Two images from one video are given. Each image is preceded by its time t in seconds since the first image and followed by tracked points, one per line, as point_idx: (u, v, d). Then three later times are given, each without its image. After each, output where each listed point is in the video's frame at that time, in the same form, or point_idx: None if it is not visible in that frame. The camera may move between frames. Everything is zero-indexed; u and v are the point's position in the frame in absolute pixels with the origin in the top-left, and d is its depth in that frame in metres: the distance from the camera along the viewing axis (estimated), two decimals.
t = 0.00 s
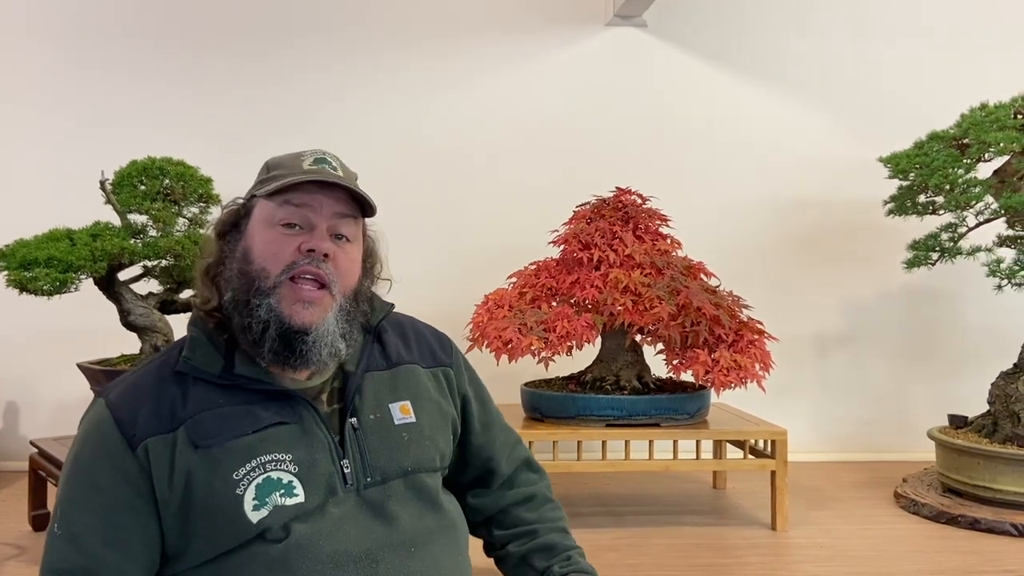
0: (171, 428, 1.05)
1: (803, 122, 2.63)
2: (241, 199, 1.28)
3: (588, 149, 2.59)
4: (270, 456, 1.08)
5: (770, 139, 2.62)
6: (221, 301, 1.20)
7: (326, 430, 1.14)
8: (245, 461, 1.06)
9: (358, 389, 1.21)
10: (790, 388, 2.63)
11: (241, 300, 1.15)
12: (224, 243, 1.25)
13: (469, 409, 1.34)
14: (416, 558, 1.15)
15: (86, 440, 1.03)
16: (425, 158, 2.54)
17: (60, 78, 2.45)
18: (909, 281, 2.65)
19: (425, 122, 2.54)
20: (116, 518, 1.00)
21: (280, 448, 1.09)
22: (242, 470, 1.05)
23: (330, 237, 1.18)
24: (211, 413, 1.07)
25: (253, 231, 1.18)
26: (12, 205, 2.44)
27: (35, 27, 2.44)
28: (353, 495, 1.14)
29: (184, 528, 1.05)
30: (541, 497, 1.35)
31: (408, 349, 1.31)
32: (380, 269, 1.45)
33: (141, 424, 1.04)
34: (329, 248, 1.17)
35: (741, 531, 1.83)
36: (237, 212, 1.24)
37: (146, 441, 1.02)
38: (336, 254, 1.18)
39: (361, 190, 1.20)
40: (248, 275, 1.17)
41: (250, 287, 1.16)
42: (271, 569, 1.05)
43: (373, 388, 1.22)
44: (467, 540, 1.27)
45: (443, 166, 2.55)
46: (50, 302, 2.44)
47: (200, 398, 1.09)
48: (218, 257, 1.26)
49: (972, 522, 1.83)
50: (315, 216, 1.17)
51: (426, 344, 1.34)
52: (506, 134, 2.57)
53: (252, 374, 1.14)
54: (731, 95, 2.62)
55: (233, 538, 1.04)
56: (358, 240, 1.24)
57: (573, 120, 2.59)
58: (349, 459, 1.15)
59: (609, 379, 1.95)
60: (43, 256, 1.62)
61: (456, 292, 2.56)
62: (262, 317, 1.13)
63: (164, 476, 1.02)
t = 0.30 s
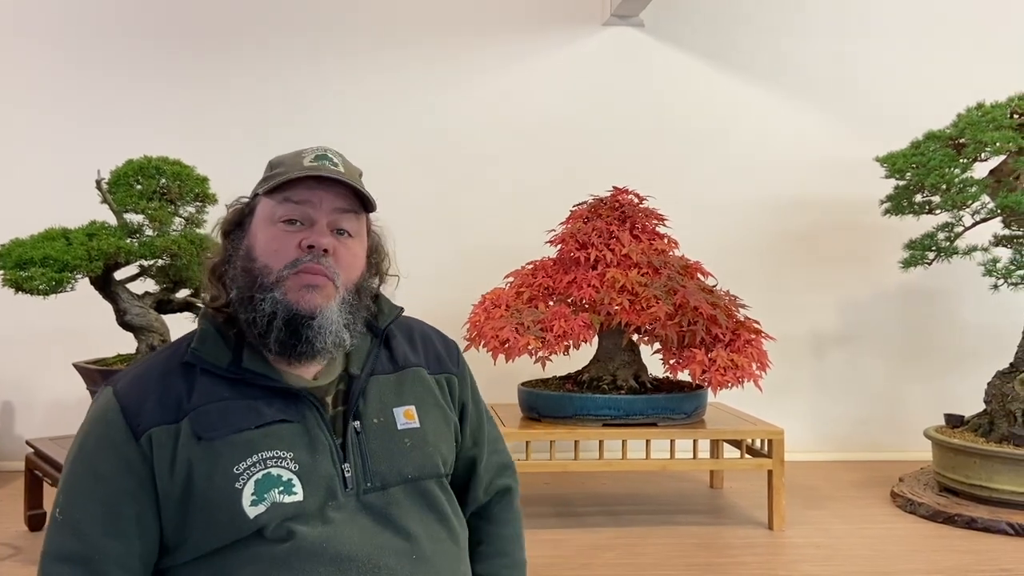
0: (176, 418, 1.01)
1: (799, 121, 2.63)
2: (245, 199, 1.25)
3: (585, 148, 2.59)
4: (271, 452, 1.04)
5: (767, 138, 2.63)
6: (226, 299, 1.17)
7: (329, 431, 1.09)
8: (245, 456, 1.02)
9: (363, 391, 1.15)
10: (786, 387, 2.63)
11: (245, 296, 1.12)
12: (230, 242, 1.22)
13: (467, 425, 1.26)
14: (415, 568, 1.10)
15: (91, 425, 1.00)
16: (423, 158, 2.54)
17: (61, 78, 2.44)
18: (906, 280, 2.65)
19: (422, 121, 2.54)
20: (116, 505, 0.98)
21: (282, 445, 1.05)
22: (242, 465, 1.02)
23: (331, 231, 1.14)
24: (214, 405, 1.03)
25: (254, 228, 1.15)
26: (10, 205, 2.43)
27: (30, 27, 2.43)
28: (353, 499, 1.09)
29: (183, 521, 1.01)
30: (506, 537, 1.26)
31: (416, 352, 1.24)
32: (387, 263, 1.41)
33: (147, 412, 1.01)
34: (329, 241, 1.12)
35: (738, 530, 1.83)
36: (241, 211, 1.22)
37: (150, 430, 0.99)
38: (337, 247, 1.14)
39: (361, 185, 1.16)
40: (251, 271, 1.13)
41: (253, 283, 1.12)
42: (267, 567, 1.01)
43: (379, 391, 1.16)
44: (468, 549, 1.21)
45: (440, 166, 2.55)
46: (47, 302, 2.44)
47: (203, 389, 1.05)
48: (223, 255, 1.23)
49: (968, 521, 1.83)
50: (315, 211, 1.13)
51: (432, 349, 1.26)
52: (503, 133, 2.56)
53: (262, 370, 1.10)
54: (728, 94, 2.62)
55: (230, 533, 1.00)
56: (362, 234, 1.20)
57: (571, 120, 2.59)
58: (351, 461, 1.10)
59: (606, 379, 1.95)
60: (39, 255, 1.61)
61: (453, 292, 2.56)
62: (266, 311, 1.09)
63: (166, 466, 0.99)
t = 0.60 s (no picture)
0: (174, 415, 1.01)
1: (796, 121, 2.63)
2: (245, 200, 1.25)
3: (582, 148, 2.59)
4: (267, 454, 1.03)
5: (765, 138, 2.63)
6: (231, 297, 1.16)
7: (326, 437, 1.09)
8: (241, 457, 1.02)
9: (362, 396, 1.14)
10: (782, 388, 2.63)
11: (252, 292, 1.11)
12: (231, 243, 1.21)
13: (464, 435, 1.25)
14: None
15: (90, 419, 1.00)
16: (420, 158, 2.54)
17: (61, 77, 2.44)
18: (902, 280, 2.65)
19: (419, 121, 2.54)
20: (113, 499, 0.97)
21: (279, 448, 1.04)
22: (238, 466, 1.01)
23: (337, 225, 1.15)
24: (213, 404, 1.03)
25: (259, 225, 1.15)
26: (9, 205, 2.43)
27: (25, 26, 2.42)
28: (346, 506, 1.08)
29: (177, 520, 1.01)
30: (512, 541, 1.26)
31: (416, 358, 1.24)
32: (384, 260, 1.40)
33: (146, 408, 1.00)
34: (337, 233, 1.12)
35: (735, 530, 1.83)
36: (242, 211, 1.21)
37: (149, 426, 0.99)
38: (343, 240, 1.14)
39: (366, 177, 1.17)
40: (257, 267, 1.13)
41: (260, 279, 1.12)
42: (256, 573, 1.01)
43: (377, 397, 1.15)
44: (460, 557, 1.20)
45: (437, 166, 2.54)
46: (42, 302, 2.43)
47: (202, 387, 1.05)
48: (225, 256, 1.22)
49: (964, 521, 1.83)
50: (321, 204, 1.14)
51: (433, 357, 1.26)
52: (501, 133, 2.56)
53: (261, 369, 1.09)
54: (724, 94, 2.62)
55: (222, 534, 1.00)
56: (365, 228, 1.21)
57: (567, 120, 2.59)
58: (345, 467, 1.09)
59: (602, 379, 1.95)
60: (34, 255, 1.61)
61: (450, 291, 2.55)
62: (275, 305, 1.09)
63: (163, 462, 0.99)
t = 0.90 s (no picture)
0: (172, 417, 1.01)
1: (793, 122, 2.64)
2: (236, 197, 1.11)
3: (580, 149, 2.60)
4: (268, 452, 1.03)
5: (762, 139, 2.63)
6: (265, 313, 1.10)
7: (326, 431, 1.09)
8: (242, 456, 1.01)
9: (361, 393, 1.14)
10: (780, 388, 2.64)
11: (313, 312, 1.08)
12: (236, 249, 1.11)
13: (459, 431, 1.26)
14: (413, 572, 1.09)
15: (85, 424, 1.00)
16: (418, 159, 2.54)
17: (60, 77, 2.43)
18: (899, 280, 2.66)
19: (417, 122, 2.54)
20: (111, 505, 0.98)
21: (279, 446, 1.04)
22: (239, 465, 1.01)
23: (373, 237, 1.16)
24: (211, 404, 1.03)
25: (303, 239, 1.09)
26: (8, 205, 2.43)
27: (22, 26, 2.42)
28: (350, 499, 1.08)
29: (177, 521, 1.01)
30: (516, 530, 1.26)
31: (410, 354, 1.24)
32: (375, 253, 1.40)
33: (143, 410, 1.00)
34: (385, 248, 1.15)
35: (732, 530, 1.83)
36: (257, 217, 1.09)
37: (146, 429, 0.99)
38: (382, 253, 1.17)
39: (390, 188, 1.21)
40: (310, 285, 1.08)
41: (319, 299, 1.08)
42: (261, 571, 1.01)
43: (375, 393, 1.15)
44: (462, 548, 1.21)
45: (435, 167, 2.55)
46: (39, 302, 2.43)
47: (199, 387, 1.04)
48: (234, 262, 1.13)
49: (960, 521, 1.84)
50: (363, 218, 1.13)
51: (427, 353, 1.27)
52: (498, 134, 2.56)
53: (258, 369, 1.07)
54: (722, 95, 2.62)
55: (226, 534, 1.00)
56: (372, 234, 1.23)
57: (565, 121, 2.59)
58: (348, 462, 1.09)
59: (600, 379, 1.95)
60: (31, 256, 1.61)
61: (448, 292, 2.56)
62: (348, 326, 1.08)
63: (162, 465, 0.99)
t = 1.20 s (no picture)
0: (180, 419, 1.01)
1: (789, 122, 2.64)
2: (246, 198, 1.11)
3: (577, 149, 2.60)
4: (280, 451, 1.03)
5: (760, 139, 2.64)
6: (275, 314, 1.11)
7: (333, 428, 1.09)
8: (253, 456, 1.01)
9: (364, 393, 1.16)
10: (776, 388, 2.64)
11: (325, 315, 1.10)
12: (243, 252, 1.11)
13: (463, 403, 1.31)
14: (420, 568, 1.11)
15: (89, 426, 0.98)
16: (415, 158, 2.54)
17: (60, 77, 2.43)
18: (895, 280, 2.66)
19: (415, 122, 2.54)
20: (119, 509, 0.96)
21: (289, 444, 1.04)
22: (251, 465, 1.01)
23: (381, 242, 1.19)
24: (219, 404, 1.03)
25: (316, 245, 1.11)
26: (7, 205, 2.42)
27: (18, 26, 2.41)
28: (358, 494, 1.08)
29: (185, 523, 1.00)
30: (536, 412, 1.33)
31: (407, 352, 1.27)
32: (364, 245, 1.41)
33: (151, 411, 1.00)
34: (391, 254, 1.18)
35: (730, 530, 1.83)
36: (271, 219, 1.10)
37: (155, 430, 0.98)
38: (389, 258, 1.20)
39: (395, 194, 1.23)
40: (323, 288, 1.10)
41: (331, 302, 1.10)
42: (273, 569, 1.00)
43: (378, 392, 1.18)
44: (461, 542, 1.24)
45: (432, 167, 2.54)
46: (36, 302, 2.42)
47: (208, 387, 1.04)
48: (241, 264, 1.12)
49: (956, 520, 1.84)
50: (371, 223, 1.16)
51: (424, 350, 1.30)
52: (496, 134, 2.57)
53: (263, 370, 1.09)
54: (719, 95, 2.63)
55: (239, 532, 0.99)
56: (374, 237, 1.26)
57: (563, 121, 2.59)
58: (356, 458, 1.09)
59: (597, 379, 1.95)
60: (27, 256, 1.60)
61: (446, 292, 2.56)
62: (360, 330, 1.11)
63: (172, 465, 0.98)
